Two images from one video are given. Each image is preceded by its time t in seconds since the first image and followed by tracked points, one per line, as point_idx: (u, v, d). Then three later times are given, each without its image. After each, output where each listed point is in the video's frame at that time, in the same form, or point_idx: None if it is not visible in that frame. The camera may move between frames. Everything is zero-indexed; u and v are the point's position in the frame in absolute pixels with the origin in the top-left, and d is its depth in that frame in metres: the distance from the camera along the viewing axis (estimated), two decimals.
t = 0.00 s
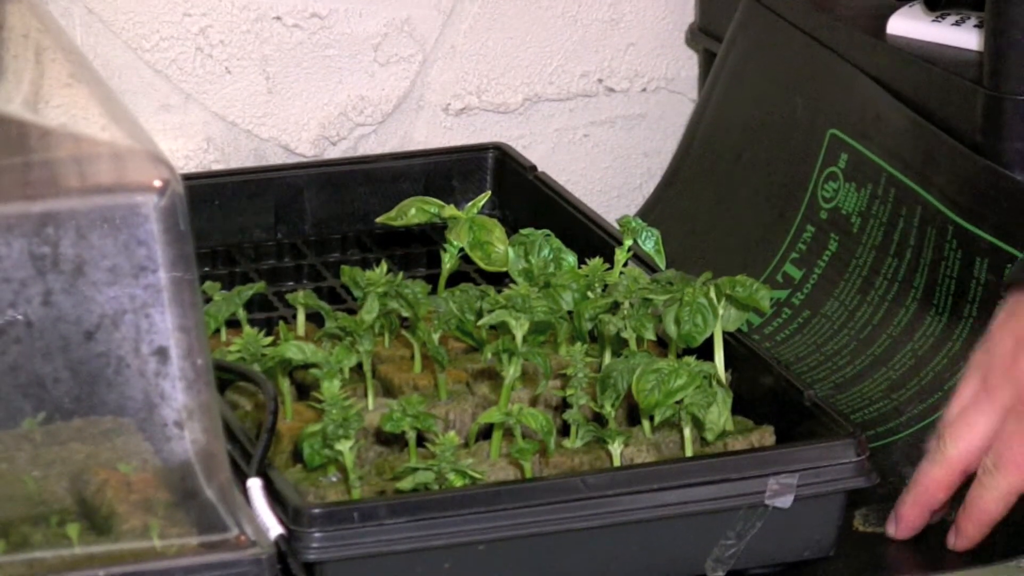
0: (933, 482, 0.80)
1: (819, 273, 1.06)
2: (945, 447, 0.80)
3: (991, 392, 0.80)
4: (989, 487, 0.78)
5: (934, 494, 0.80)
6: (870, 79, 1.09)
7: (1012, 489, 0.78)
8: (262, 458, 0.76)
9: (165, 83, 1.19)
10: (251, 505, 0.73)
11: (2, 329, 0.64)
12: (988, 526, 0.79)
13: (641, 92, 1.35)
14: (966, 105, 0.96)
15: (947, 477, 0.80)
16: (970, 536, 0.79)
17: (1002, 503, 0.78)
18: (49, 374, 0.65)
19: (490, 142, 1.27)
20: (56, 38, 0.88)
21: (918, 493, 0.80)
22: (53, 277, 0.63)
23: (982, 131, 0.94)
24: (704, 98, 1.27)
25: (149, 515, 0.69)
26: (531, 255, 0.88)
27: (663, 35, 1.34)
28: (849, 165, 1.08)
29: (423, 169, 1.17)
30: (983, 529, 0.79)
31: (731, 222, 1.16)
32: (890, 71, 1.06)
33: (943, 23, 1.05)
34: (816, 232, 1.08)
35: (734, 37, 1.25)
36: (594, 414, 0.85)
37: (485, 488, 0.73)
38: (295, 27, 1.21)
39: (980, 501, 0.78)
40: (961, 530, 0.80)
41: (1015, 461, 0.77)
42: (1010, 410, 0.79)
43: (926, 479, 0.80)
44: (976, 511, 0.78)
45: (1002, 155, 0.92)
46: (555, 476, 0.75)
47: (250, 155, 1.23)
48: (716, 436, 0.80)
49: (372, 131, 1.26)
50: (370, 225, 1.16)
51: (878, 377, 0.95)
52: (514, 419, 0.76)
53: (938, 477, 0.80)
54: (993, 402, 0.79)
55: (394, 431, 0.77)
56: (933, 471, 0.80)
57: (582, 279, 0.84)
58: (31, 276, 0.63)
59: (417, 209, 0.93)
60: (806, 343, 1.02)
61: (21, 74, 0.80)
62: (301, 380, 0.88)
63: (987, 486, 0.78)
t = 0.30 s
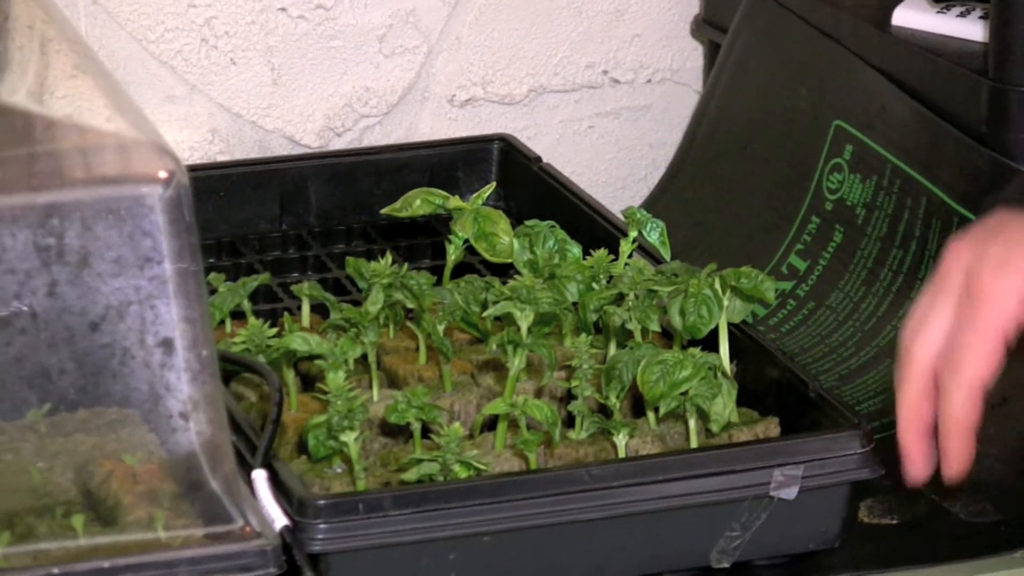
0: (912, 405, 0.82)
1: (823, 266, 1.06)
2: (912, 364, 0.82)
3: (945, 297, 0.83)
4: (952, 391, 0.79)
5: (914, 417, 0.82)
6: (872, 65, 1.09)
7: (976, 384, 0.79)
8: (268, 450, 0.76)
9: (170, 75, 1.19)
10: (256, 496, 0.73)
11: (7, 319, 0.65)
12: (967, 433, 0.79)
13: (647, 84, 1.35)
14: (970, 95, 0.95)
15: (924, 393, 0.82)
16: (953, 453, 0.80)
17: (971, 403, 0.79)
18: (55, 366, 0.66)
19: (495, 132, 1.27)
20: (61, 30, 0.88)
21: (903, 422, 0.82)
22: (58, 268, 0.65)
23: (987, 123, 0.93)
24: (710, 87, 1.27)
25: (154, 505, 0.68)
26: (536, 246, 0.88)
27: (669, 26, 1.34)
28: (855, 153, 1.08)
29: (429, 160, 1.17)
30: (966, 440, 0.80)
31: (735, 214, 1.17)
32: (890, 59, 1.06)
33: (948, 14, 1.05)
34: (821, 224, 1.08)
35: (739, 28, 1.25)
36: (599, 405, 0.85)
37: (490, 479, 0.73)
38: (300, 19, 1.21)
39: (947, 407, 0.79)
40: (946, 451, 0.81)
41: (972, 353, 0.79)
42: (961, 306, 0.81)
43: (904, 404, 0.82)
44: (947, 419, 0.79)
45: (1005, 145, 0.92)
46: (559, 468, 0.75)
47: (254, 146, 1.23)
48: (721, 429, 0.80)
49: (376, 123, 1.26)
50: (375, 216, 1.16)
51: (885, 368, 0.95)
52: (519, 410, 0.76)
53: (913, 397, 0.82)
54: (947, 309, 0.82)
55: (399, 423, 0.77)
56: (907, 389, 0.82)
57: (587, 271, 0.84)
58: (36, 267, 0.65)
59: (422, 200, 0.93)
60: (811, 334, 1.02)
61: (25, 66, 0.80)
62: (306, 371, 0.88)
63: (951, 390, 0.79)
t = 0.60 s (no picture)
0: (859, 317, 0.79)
1: (829, 258, 1.06)
2: (877, 293, 0.80)
3: (935, 253, 0.83)
4: (916, 327, 0.78)
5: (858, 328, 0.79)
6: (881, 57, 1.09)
7: (938, 334, 0.78)
8: (273, 440, 0.76)
9: (176, 65, 1.19)
10: (262, 486, 0.73)
11: (14, 310, 0.65)
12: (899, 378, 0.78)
13: (653, 75, 1.34)
14: (977, 87, 0.97)
15: (873, 319, 0.80)
16: (876, 387, 0.78)
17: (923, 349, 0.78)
18: (61, 356, 0.66)
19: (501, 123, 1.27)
20: (67, 21, 0.88)
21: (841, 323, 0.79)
22: (64, 259, 0.64)
23: (994, 115, 0.95)
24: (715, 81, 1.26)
25: (160, 495, 0.68)
26: (543, 236, 0.87)
27: (675, 17, 1.33)
28: (862, 144, 1.08)
29: (435, 151, 1.17)
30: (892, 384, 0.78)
31: (740, 204, 1.16)
32: (904, 52, 1.06)
33: (955, 5, 1.07)
34: (828, 214, 1.09)
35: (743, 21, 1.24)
36: (605, 396, 0.85)
37: (497, 470, 0.73)
38: (307, 9, 1.21)
39: (901, 338, 0.78)
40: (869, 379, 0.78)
41: (952, 303, 0.78)
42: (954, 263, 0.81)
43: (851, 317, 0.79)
44: (895, 351, 0.77)
45: (1012, 137, 0.93)
46: (565, 458, 0.75)
47: (261, 136, 1.23)
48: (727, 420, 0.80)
49: (383, 113, 1.26)
50: (381, 208, 1.16)
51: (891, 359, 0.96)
52: (526, 401, 0.76)
53: (864, 315, 0.79)
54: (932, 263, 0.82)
55: (406, 414, 0.77)
56: (862, 308, 0.79)
57: (593, 262, 0.84)
58: (43, 258, 0.64)
59: (429, 190, 0.93)
60: (816, 324, 1.02)
61: (32, 57, 0.80)
62: (312, 362, 0.88)
63: (915, 326, 0.78)
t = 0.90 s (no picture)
0: (886, 352, 0.80)
1: (833, 247, 1.07)
2: (909, 337, 0.81)
3: (972, 298, 0.83)
4: (935, 357, 0.79)
5: (881, 359, 0.80)
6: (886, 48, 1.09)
7: (956, 368, 0.79)
8: (278, 428, 0.76)
9: (180, 55, 1.19)
10: (266, 475, 0.73)
11: (18, 299, 0.65)
12: (906, 398, 0.77)
13: (657, 64, 1.34)
14: (982, 76, 0.97)
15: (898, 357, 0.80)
16: (880, 396, 0.77)
17: (937, 377, 0.78)
18: (65, 345, 0.66)
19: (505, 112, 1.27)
20: (71, 10, 0.88)
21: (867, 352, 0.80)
22: (68, 247, 0.64)
23: (999, 104, 0.95)
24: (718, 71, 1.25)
25: (164, 484, 0.69)
26: (547, 226, 0.87)
27: (680, 6, 1.33)
28: (867, 134, 1.08)
29: (440, 140, 1.17)
30: (896, 401, 0.77)
31: (744, 195, 1.16)
32: (909, 42, 1.06)
33: None
34: (832, 202, 1.09)
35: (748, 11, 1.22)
36: (609, 385, 0.86)
37: (501, 459, 0.73)
38: None
39: (920, 363, 0.78)
40: (875, 388, 0.77)
41: (975, 341, 0.79)
42: (988, 307, 0.81)
43: (879, 351, 0.80)
44: (910, 374, 0.78)
45: (1015, 125, 0.94)
46: (570, 447, 0.75)
47: (266, 125, 1.24)
48: (732, 409, 0.80)
49: (387, 102, 1.26)
50: (385, 197, 1.16)
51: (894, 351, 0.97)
52: (530, 389, 0.76)
53: (889, 351, 0.80)
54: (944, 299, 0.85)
55: (410, 402, 0.77)
56: (889, 346, 0.80)
57: (598, 251, 0.84)
58: (46, 246, 0.64)
59: (433, 179, 0.93)
60: (820, 314, 1.02)
61: (36, 45, 0.80)
62: (316, 350, 0.88)
63: (936, 356, 0.79)
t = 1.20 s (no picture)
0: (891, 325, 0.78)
1: (833, 242, 1.07)
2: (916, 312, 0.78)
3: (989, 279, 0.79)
4: (936, 336, 0.75)
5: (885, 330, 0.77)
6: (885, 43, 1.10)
7: (957, 350, 0.74)
8: (278, 422, 0.76)
9: (180, 49, 1.19)
10: (266, 470, 0.72)
11: (18, 293, 0.65)
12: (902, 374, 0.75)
13: (657, 58, 1.34)
14: (980, 70, 0.97)
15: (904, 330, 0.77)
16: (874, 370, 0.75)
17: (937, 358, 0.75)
18: (65, 339, 0.66)
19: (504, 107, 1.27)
20: (70, 4, 0.88)
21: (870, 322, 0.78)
22: (68, 242, 0.65)
23: (997, 98, 0.95)
24: (717, 64, 1.25)
25: (164, 479, 0.68)
26: (546, 220, 0.88)
27: None
28: (866, 127, 1.09)
29: (440, 134, 1.17)
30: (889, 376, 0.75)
31: (743, 188, 1.16)
32: (908, 37, 1.06)
33: None
34: (832, 197, 1.09)
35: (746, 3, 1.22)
36: (609, 379, 0.86)
37: (500, 454, 0.73)
38: None
39: (920, 342, 0.75)
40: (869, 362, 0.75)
41: (981, 324, 0.74)
42: (1001, 290, 0.77)
43: (884, 323, 0.78)
44: (908, 349, 0.75)
45: (1015, 119, 0.94)
46: (570, 442, 0.75)
47: (265, 119, 1.24)
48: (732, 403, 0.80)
49: (387, 97, 1.26)
50: (385, 190, 1.16)
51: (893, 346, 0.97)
52: (530, 383, 0.76)
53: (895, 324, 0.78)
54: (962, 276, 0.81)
55: (409, 397, 0.77)
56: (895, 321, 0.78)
57: (597, 245, 0.84)
58: (46, 241, 0.65)
59: (433, 173, 0.93)
60: (820, 308, 1.02)
61: (36, 39, 0.80)
62: (316, 345, 0.88)
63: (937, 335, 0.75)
